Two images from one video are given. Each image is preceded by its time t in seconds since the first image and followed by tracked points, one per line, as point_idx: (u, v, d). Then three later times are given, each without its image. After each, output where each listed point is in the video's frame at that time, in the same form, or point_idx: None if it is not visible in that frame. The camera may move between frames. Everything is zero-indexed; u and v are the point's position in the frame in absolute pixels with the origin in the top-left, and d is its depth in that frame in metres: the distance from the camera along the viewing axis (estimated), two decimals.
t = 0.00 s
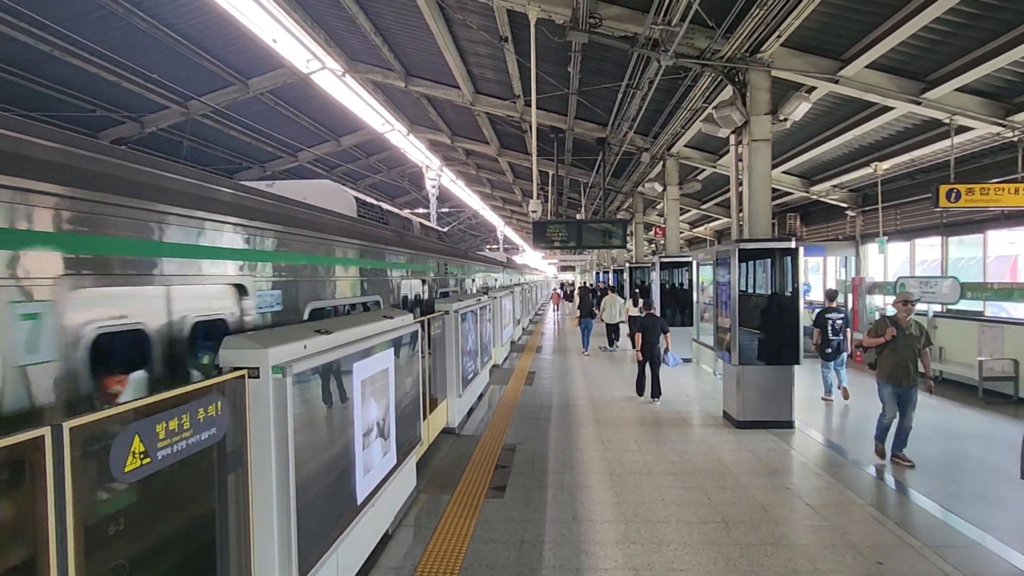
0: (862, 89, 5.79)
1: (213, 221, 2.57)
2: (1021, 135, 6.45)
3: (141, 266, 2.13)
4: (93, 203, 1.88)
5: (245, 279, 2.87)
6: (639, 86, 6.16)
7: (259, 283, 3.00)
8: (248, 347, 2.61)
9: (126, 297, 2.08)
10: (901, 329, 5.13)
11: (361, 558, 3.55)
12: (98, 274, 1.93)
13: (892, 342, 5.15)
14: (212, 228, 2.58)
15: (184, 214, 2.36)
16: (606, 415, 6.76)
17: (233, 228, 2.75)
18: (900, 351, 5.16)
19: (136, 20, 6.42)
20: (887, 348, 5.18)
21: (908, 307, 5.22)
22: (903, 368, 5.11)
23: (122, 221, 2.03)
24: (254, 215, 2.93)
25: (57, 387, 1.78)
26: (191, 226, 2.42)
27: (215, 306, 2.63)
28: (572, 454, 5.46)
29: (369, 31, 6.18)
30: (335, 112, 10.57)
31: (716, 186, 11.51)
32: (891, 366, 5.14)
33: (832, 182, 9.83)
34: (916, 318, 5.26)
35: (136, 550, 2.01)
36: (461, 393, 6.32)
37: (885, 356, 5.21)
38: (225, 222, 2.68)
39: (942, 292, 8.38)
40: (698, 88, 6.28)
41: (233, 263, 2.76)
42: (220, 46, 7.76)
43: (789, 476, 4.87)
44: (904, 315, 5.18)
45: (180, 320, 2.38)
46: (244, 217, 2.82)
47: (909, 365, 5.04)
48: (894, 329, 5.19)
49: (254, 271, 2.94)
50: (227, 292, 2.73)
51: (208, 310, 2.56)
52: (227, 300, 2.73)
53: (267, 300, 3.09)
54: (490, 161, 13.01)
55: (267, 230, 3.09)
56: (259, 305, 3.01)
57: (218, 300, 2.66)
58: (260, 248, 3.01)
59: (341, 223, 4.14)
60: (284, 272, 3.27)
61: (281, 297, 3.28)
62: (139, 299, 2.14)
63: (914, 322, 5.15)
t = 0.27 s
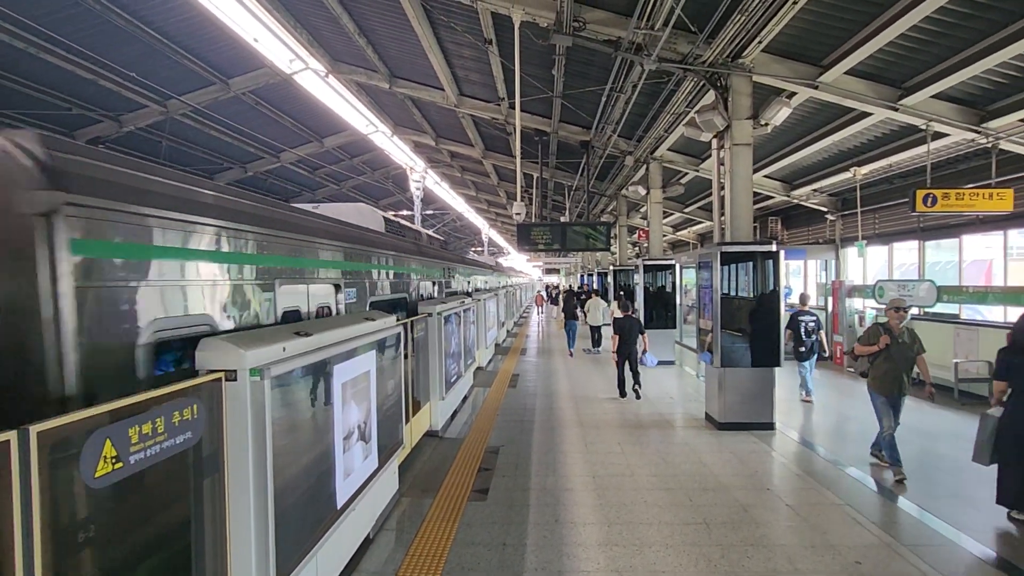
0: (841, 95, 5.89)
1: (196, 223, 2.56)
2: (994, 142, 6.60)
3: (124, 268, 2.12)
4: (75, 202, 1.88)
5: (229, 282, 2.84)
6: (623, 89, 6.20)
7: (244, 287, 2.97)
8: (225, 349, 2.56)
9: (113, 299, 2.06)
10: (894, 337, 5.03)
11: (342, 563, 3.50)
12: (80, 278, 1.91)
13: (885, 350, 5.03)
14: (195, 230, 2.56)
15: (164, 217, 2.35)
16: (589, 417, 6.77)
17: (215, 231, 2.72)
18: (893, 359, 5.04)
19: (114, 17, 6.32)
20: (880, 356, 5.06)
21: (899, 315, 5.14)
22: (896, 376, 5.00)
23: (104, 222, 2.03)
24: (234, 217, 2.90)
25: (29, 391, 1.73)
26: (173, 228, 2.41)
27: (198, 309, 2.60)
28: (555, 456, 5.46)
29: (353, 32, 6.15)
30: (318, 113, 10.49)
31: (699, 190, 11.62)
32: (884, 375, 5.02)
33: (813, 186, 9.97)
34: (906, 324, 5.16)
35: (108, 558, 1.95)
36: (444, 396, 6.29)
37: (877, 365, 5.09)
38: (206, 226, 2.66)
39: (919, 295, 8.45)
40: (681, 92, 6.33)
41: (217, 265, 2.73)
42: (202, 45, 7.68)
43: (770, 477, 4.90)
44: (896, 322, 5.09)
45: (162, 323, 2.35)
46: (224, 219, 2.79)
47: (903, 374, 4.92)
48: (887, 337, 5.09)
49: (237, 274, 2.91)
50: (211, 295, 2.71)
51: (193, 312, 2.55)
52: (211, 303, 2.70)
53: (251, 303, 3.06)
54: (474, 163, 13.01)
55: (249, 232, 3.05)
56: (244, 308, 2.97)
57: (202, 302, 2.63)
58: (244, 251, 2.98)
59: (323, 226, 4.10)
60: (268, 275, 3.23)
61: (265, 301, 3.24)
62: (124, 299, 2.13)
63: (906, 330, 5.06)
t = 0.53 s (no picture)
0: (822, 100, 5.98)
1: (172, 225, 2.54)
2: (971, 148, 6.75)
3: (93, 269, 2.09)
4: (43, 204, 1.86)
5: (207, 284, 2.81)
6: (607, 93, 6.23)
7: (222, 289, 2.93)
8: (202, 350, 2.50)
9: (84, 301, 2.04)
10: (887, 341, 4.90)
11: (323, 568, 3.45)
12: (45, 279, 1.87)
13: (878, 354, 4.90)
14: (171, 231, 2.53)
15: (136, 218, 2.31)
16: (573, 419, 6.77)
17: (190, 233, 2.67)
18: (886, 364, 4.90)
19: (93, 13, 6.22)
20: (872, 361, 4.93)
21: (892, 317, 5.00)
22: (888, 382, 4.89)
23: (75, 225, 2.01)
24: (211, 219, 2.85)
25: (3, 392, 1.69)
26: (147, 229, 2.39)
27: (174, 311, 2.56)
28: (539, 458, 5.45)
29: (337, 32, 6.12)
30: (302, 113, 10.41)
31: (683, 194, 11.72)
32: (876, 380, 4.90)
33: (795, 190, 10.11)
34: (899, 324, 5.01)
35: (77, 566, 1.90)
36: (429, 398, 6.26)
37: (869, 370, 4.97)
38: (181, 227, 2.61)
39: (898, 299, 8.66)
40: (665, 96, 6.38)
41: (193, 268, 2.69)
42: (184, 44, 7.59)
43: (752, 478, 4.94)
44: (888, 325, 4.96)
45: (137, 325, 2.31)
46: (200, 221, 2.75)
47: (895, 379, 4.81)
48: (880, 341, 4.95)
49: (214, 277, 2.86)
50: (189, 299, 2.67)
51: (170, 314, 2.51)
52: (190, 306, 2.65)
53: (229, 307, 3.01)
54: (460, 165, 13.00)
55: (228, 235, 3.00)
56: (223, 311, 2.93)
57: (179, 305, 2.59)
58: (222, 253, 2.93)
59: (304, 227, 4.05)
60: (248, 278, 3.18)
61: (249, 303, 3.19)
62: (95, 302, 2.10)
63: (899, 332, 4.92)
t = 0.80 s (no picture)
0: (805, 106, 6.07)
1: (155, 224, 2.50)
2: (950, 154, 6.87)
3: (73, 269, 2.06)
4: (23, 202, 1.83)
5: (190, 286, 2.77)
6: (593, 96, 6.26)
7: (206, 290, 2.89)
8: (182, 352, 2.46)
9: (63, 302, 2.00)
10: (886, 350, 4.77)
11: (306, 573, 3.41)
12: (24, 279, 1.84)
13: (876, 362, 4.78)
14: (153, 232, 2.50)
15: (117, 217, 2.28)
16: (559, 422, 6.78)
17: (174, 233, 2.64)
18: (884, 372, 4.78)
19: (73, 11, 6.13)
20: (869, 369, 4.81)
21: (893, 324, 4.85)
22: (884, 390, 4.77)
23: (55, 224, 1.98)
24: (197, 220, 2.82)
25: None
26: (130, 228, 2.35)
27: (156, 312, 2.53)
28: (525, 461, 5.46)
29: (323, 33, 6.10)
30: (288, 114, 10.34)
31: (669, 197, 11.80)
32: (873, 388, 4.79)
33: (778, 194, 10.23)
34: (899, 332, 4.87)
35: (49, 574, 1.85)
36: (414, 401, 6.23)
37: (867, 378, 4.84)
38: (165, 227, 2.58)
39: (880, 302, 8.80)
40: (651, 100, 6.43)
41: (175, 268, 2.65)
42: (167, 43, 7.51)
43: (736, 480, 4.98)
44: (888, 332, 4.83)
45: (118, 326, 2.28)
46: (186, 221, 2.72)
47: (893, 389, 4.68)
48: (879, 349, 4.81)
49: (198, 277, 2.83)
50: (169, 300, 2.63)
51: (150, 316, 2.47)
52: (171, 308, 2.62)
53: (211, 306, 2.97)
54: (446, 167, 12.99)
55: (213, 235, 2.97)
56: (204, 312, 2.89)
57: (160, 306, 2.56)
58: (206, 253, 2.90)
59: (290, 228, 4.02)
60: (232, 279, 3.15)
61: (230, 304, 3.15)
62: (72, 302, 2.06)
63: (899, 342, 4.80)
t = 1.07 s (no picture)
0: (790, 110, 6.14)
1: (138, 226, 2.48)
2: (932, 158, 6.98)
3: (57, 269, 2.03)
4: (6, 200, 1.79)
5: (173, 286, 2.74)
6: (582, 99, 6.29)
7: (190, 292, 2.86)
8: (165, 354, 2.42)
9: (41, 303, 1.95)
10: (891, 352, 4.62)
11: None
12: (7, 279, 1.82)
13: (879, 364, 4.65)
14: (135, 232, 2.46)
15: (102, 217, 2.25)
16: (547, 424, 6.78)
17: (158, 234, 2.61)
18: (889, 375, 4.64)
19: (54, 9, 6.04)
20: (873, 372, 4.69)
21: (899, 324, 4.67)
22: (889, 394, 4.65)
23: (37, 223, 1.93)
24: (183, 221, 2.79)
25: None
26: (113, 229, 2.33)
27: (138, 313, 2.49)
28: (513, 463, 5.45)
29: (311, 33, 6.07)
30: (275, 115, 10.28)
31: (657, 200, 11.88)
32: (877, 391, 4.67)
33: (765, 198, 10.34)
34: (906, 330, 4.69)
35: None
36: (402, 404, 6.21)
37: (870, 381, 4.72)
38: (149, 228, 2.55)
39: (865, 305, 8.90)
40: (639, 103, 6.47)
41: (159, 270, 2.62)
42: (152, 42, 7.45)
43: (723, 481, 5.00)
44: (893, 333, 4.67)
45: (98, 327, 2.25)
46: (171, 222, 2.69)
47: (898, 393, 4.56)
48: (883, 350, 4.65)
49: (182, 279, 2.79)
50: (154, 301, 2.60)
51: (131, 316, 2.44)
52: (153, 310, 2.58)
53: (196, 308, 2.94)
54: (435, 169, 12.97)
55: (198, 237, 2.94)
56: (189, 314, 2.86)
57: (143, 308, 2.52)
58: (191, 255, 2.87)
59: (277, 229, 3.99)
60: (217, 281, 3.12)
61: (215, 307, 3.11)
62: (53, 303, 2.01)
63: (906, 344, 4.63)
